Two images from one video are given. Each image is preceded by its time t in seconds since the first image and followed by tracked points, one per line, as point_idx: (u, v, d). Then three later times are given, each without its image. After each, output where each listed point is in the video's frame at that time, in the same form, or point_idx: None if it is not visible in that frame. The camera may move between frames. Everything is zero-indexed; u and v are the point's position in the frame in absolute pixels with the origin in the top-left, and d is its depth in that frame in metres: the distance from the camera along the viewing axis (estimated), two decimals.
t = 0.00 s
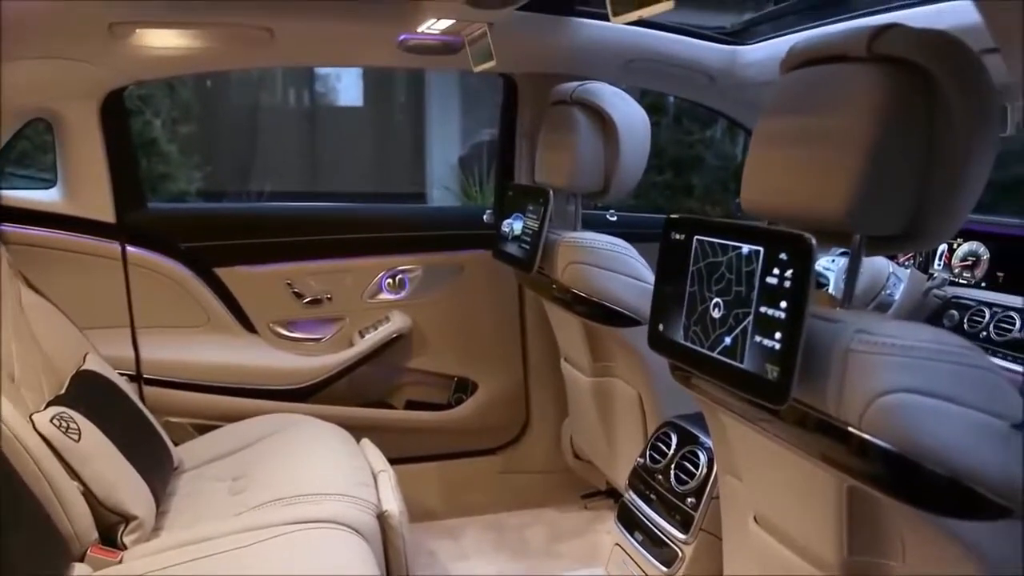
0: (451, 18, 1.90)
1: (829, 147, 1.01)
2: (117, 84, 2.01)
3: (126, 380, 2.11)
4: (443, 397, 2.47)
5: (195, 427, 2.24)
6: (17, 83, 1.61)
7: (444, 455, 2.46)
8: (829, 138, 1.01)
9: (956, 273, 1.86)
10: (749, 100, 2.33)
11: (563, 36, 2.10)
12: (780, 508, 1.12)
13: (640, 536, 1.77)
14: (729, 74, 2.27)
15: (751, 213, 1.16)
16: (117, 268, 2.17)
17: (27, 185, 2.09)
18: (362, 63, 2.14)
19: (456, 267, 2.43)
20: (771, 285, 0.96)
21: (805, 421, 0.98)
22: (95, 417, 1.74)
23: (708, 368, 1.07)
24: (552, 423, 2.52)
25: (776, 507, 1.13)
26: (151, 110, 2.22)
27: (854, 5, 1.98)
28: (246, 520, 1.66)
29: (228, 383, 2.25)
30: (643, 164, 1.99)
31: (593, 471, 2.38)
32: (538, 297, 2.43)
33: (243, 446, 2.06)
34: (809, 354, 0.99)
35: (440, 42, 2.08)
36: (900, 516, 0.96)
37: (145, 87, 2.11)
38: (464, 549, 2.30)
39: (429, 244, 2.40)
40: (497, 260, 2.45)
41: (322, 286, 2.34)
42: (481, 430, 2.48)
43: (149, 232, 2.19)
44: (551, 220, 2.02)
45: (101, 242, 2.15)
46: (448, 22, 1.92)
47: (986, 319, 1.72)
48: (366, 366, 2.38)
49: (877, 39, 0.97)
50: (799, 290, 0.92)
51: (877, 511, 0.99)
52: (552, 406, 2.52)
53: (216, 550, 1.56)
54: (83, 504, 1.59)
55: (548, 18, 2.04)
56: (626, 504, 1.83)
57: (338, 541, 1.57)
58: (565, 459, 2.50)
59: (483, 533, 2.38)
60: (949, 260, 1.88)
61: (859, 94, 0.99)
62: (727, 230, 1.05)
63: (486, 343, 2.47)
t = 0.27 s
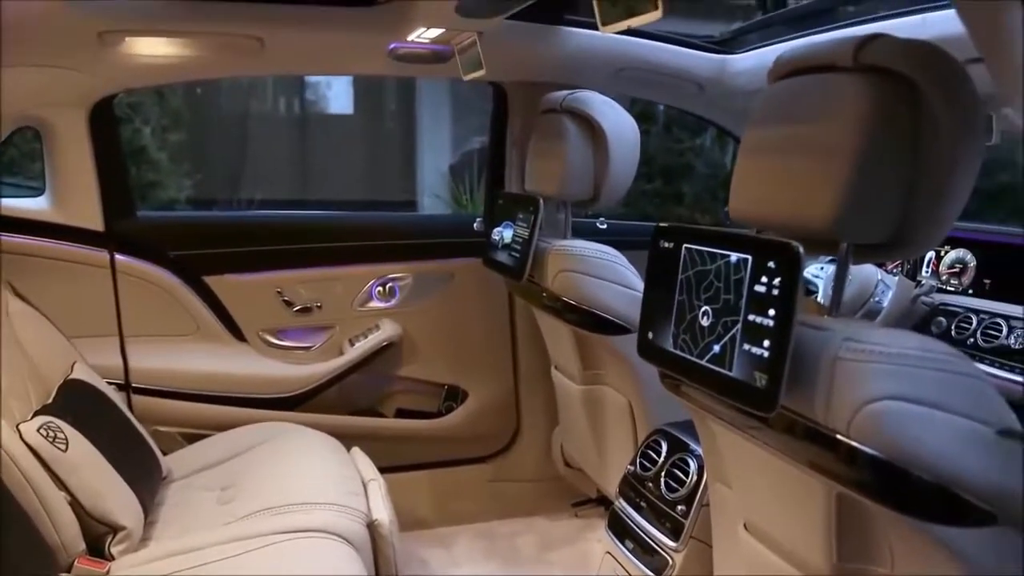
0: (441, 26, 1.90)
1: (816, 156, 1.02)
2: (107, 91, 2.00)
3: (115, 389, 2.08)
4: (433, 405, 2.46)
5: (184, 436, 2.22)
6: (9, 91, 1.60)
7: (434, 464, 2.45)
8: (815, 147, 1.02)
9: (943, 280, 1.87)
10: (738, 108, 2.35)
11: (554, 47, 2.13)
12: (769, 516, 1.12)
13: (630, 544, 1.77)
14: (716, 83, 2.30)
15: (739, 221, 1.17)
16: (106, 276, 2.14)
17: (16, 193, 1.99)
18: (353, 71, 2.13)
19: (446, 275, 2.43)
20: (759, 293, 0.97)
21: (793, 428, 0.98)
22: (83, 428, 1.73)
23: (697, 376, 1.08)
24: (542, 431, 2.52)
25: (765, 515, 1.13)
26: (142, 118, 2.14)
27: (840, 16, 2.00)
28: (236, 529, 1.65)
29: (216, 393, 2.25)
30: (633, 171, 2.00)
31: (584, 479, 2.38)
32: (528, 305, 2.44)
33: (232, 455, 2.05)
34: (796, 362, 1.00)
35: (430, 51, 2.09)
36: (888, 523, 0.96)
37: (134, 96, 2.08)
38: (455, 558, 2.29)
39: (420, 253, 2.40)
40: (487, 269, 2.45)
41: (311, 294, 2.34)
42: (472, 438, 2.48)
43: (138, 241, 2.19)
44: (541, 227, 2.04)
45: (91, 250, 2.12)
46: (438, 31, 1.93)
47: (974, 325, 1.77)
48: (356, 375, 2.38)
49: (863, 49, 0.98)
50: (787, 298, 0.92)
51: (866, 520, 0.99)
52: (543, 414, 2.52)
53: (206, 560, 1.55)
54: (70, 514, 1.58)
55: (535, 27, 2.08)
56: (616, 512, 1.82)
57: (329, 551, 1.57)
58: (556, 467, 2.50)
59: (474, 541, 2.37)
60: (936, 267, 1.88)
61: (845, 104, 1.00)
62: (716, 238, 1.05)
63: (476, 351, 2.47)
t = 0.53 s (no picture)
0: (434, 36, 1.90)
1: (806, 166, 1.03)
2: (98, 103, 1.99)
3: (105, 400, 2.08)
4: (425, 415, 2.47)
5: (175, 446, 2.21)
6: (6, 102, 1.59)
7: (427, 474, 2.44)
8: (805, 158, 1.03)
9: (934, 288, 1.88)
10: (732, 119, 2.33)
11: (544, 58, 2.15)
12: (761, 525, 1.12)
13: (623, 553, 1.76)
14: (709, 94, 2.29)
15: (729, 231, 1.17)
16: (97, 285, 2.14)
17: (7, 203, 2.00)
18: (345, 83, 2.13)
19: (439, 284, 2.43)
20: (750, 303, 0.97)
21: (784, 437, 0.98)
22: (73, 439, 1.72)
23: (687, 385, 1.08)
24: (535, 441, 2.52)
25: (757, 524, 1.14)
26: (133, 128, 2.17)
27: (830, 26, 2.05)
28: (227, 540, 1.65)
29: (208, 403, 2.24)
30: (624, 180, 2.00)
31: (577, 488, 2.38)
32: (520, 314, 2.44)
33: (223, 465, 2.04)
34: (787, 372, 1.00)
35: (422, 61, 2.10)
36: (879, 531, 0.96)
37: (126, 105, 2.07)
38: (447, 569, 2.28)
39: (413, 262, 2.40)
40: (479, 278, 2.45)
41: (303, 304, 2.33)
42: (464, 447, 2.47)
43: (129, 250, 2.18)
44: (533, 237, 2.04)
45: (81, 260, 2.11)
46: (430, 40, 1.93)
47: (964, 335, 1.75)
48: (348, 385, 2.37)
49: (851, 61, 0.99)
50: (778, 308, 0.93)
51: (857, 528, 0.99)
52: (535, 423, 2.52)
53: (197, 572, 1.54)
54: (58, 524, 1.58)
55: (525, 38, 2.11)
56: (608, 522, 1.82)
57: (321, 562, 1.56)
58: (548, 476, 2.50)
59: (467, 551, 2.36)
60: (926, 275, 1.90)
61: (834, 115, 1.00)
62: (706, 248, 1.05)
63: (469, 360, 2.47)
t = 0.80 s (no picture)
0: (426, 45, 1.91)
1: (796, 176, 1.03)
2: (91, 111, 1.99)
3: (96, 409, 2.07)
4: (419, 423, 2.46)
5: (166, 455, 2.20)
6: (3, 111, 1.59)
7: (420, 483, 2.44)
8: (795, 167, 1.03)
9: (925, 296, 1.89)
10: (723, 126, 2.34)
11: (536, 64, 2.14)
12: (753, 533, 1.13)
13: (616, 562, 1.76)
14: (700, 102, 2.28)
15: (721, 240, 1.18)
16: (89, 294, 2.13)
17: None
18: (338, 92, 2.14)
19: (431, 293, 2.43)
20: (741, 312, 0.97)
21: (777, 446, 0.98)
22: (64, 448, 1.71)
23: (680, 393, 1.08)
24: (528, 449, 2.52)
25: (750, 532, 1.14)
26: (126, 136, 2.17)
27: (822, 35, 2.06)
28: (218, 550, 1.64)
29: (200, 411, 2.23)
30: (616, 189, 2.01)
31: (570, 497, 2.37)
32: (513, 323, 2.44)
33: (215, 475, 2.03)
34: (778, 380, 1.00)
35: (415, 70, 2.10)
36: (870, 539, 0.96)
37: (117, 114, 2.06)
38: None
39: (406, 270, 2.40)
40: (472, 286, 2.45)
41: (296, 312, 2.33)
42: (457, 456, 2.47)
43: (121, 259, 2.17)
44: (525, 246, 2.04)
45: (73, 268, 2.10)
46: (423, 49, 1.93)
47: (954, 342, 1.75)
48: (341, 393, 2.37)
49: (841, 70, 1.00)
50: (769, 316, 0.93)
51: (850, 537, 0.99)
52: (528, 431, 2.52)
53: None
54: (48, 533, 1.56)
55: (517, 47, 2.11)
56: (602, 530, 1.82)
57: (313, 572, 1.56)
58: (541, 484, 2.49)
59: (460, 560, 2.36)
60: (918, 284, 1.91)
61: (824, 124, 1.01)
62: (698, 256, 1.06)
63: (462, 369, 2.47)
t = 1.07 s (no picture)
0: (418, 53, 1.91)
1: (785, 183, 1.04)
2: (81, 118, 1.98)
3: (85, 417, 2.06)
4: (410, 430, 2.46)
5: (156, 463, 2.19)
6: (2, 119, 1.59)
7: (411, 490, 2.44)
8: (784, 175, 1.04)
9: (914, 302, 1.91)
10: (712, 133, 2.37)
11: (527, 74, 2.16)
12: (743, 539, 1.13)
13: (607, 569, 1.76)
14: (689, 109, 2.34)
15: (710, 247, 1.18)
16: (78, 301, 2.12)
17: None
18: (330, 99, 2.14)
19: (422, 299, 2.43)
20: (730, 318, 0.98)
21: (767, 452, 0.98)
22: (53, 456, 1.70)
23: (670, 400, 1.08)
24: (519, 456, 2.52)
25: (741, 538, 1.14)
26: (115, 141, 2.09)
27: (810, 44, 2.03)
28: (209, 558, 1.64)
29: (190, 419, 2.22)
30: (607, 197, 2.01)
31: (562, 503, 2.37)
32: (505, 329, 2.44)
33: (205, 482, 2.03)
34: (768, 386, 1.01)
35: (406, 77, 2.10)
36: (859, 545, 0.97)
37: (108, 121, 2.05)
38: None
39: (397, 277, 2.40)
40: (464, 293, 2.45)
41: (287, 320, 2.33)
42: (449, 463, 2.47)
43: (111, 265, 2.16)
44: (516, 252, 2.04)
45: (63, 276, 2.09)
46: (414, 57, 1.93)
47: (944, 348, 1.79)
48: (332, 401, 2.36)
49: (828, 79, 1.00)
50: (759, 323, 0.94)
51: (839, 541, 1.00)
52: (520, 438, 2.52)
53: None
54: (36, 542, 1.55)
55: (511, 54, 2.12)
56: (593, 537, 1.82)
57: None
58: (533, 491, 2.49)
59: (452, 567, 2.35)
60: (907, 290, 1.92)
61: (812, 132, 1.01)
62: (688, 264, 1.06)
63: (453, 376, 2.47)
